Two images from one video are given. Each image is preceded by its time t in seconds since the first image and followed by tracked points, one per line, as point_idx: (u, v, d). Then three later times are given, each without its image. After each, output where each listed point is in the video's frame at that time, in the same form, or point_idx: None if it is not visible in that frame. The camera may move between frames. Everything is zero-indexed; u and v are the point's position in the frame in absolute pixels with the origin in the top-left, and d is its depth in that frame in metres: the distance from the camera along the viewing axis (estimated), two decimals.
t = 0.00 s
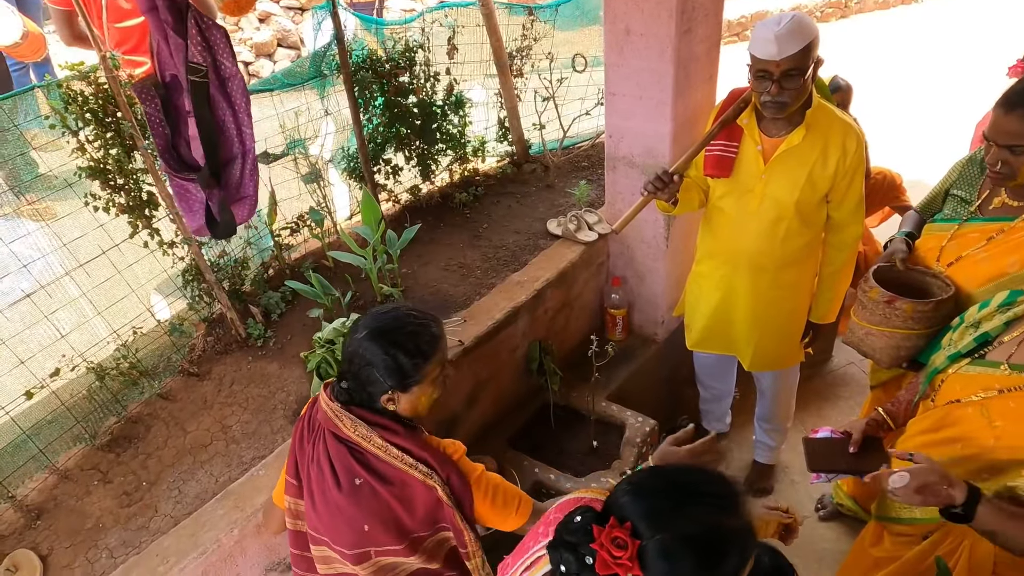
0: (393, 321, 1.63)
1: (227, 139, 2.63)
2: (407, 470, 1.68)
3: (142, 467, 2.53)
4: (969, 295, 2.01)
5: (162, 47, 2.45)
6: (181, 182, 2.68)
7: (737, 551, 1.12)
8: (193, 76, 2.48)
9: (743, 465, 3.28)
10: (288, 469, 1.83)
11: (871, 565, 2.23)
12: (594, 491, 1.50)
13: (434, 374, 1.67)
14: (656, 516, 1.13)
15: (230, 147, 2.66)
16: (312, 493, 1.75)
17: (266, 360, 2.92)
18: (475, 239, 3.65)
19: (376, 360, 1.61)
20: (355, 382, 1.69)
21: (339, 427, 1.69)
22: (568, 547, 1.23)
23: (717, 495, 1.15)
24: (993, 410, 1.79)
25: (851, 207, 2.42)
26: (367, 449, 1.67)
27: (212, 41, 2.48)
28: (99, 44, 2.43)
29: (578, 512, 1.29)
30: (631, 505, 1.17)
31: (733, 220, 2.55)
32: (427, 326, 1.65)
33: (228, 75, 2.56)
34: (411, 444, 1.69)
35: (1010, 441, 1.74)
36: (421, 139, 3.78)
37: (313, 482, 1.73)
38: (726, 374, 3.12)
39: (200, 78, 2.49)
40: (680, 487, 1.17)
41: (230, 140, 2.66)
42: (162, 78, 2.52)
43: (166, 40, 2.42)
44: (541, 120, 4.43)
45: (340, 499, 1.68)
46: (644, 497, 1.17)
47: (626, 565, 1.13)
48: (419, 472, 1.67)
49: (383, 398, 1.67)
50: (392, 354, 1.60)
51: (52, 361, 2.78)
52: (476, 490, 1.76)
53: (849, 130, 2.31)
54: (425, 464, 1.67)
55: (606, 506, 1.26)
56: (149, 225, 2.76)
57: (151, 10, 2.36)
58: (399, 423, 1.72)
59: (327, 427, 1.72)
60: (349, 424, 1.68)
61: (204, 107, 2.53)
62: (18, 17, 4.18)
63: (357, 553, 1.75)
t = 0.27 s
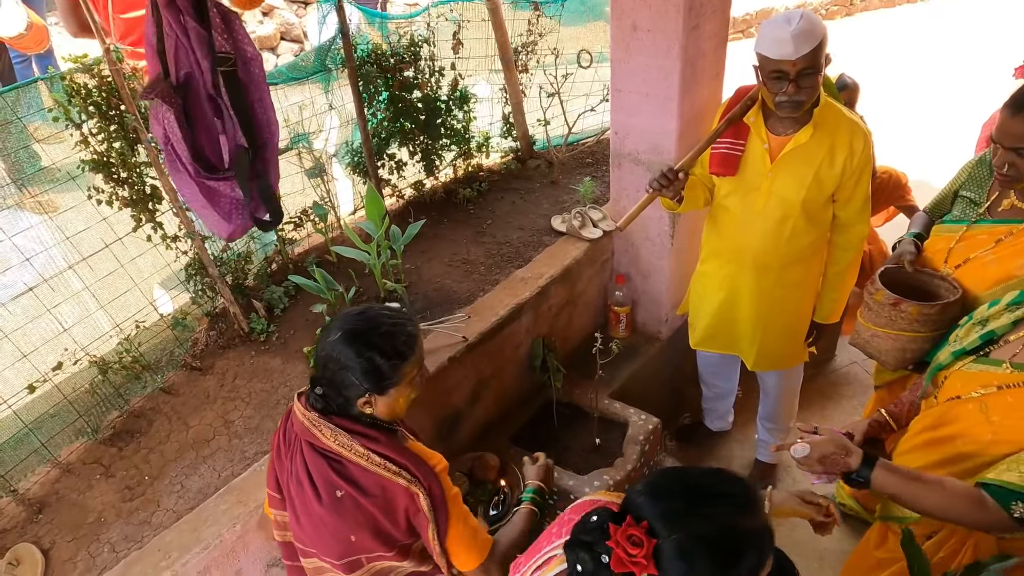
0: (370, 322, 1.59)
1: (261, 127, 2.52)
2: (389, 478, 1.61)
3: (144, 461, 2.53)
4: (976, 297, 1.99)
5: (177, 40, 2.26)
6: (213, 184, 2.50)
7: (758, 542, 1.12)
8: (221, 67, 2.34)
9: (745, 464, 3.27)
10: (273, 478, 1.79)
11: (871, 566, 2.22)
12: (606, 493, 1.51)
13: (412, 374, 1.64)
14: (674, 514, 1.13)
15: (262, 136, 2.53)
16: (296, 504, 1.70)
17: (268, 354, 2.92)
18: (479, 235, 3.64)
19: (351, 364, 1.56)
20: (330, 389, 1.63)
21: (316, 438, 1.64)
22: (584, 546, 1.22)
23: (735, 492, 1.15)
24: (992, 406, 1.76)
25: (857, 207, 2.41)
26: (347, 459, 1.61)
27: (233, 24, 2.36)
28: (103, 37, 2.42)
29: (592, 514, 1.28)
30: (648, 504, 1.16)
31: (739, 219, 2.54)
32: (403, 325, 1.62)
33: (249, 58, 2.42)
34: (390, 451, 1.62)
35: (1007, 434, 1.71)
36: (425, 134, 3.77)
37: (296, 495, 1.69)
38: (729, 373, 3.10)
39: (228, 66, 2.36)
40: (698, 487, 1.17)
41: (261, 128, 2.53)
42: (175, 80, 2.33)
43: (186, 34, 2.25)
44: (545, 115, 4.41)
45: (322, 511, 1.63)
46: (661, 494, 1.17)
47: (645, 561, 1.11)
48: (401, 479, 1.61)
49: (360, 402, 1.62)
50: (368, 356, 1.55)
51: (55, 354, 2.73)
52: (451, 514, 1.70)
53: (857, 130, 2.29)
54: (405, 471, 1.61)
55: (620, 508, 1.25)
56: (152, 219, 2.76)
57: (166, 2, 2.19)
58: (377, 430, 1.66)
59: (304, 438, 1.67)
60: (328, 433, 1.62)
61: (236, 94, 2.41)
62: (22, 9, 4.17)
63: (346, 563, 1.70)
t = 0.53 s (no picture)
0: (353, 324, 1.60)
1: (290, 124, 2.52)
2: (368, 485, 1.60)
3: (147, 458, 2.52)
4: (983, 300, 1.97)
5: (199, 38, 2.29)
6: (244, 186, 2.51)
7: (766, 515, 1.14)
8: (245, 61, 2.33)
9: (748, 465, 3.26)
10: (257, 483, 1.79)
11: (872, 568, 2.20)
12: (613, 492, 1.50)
13: (395, 377, 1.65)
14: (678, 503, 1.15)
15: (289, 129, 2.52)
16: (277, 510, 1.70)
17: (272, 351, 2.91)
18: (483, 233, 3.63)
19: (335, 366, 1.56)
20: (311, 393, 1.62)
21: (295, 444, 1.63)
22: (600, 548, 1.22)
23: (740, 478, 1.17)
24: (984, 409, 1.78)
25: (864, 208, 2.39)
26: (326, 465, 1.60)
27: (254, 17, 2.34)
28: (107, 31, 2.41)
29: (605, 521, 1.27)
30: (656, 501, 1.17)
31: (745, 219, 2.52)
32: (385, 327, 1.64)
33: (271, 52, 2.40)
34: (369, 459, 1.62)
35: (996, 436, 1.74)
36: (430, 131, 3.75)
37: (275, 502, 1.68)
38: (733, 373, 3.09)
39: (252, 60, 2.35)
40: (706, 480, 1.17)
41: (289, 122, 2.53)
42: (199, 82, 2.36)
43: (208, 28, 2.27)
44: (550, 113, 4.39)
45: (300, 518, 1.62)
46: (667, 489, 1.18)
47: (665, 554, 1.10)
48: (380, 485, 1.60)
49: (343, 404, 1.61)
50: (351, 358, 1.57)
51: (58, 351, 2.74)
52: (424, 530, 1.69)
53: (866, 131, 2.27)
54: (383, 479, 1.60)
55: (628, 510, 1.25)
56: (156, 215, 2.75)
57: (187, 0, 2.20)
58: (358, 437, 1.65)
59: (284, 444, 1.66)
60: (307, 439, 1.61)
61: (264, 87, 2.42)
62: (27, 2, 4.16)
63: (328, 569, 1.70)
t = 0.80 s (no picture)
0: (327, 331, 1.58)
1: (293, 125, 2.52)
2: (340, 497, 1.57)
3: (147, 454, 2.53)
4: (984, 300, 1.97)
5: (201, 35, 2.27)
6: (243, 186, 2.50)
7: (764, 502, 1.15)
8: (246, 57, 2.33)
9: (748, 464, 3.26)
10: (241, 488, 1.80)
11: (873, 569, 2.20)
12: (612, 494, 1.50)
13: (373, 383, 1.62)
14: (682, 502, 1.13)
15: (291, 129, 2.52)
16: (254, 518, 1.70)
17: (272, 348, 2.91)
18: (485, 230, 3.62)
19: (310, 375, 1.54)
20: (288, 401, 1.59)
21: (270, 453, 1.62)
22: (610, 560, 1.17)
23: (738, 472, 1.17)
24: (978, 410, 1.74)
25: (866, 209, 2.38)
26: (299, 476, 1.58)
27: (258, 14, 2.34)
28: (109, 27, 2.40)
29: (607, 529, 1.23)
30: (660, 505, 1.14)
31: (748, 219, 2.51)
32: (360, 333, 1.61)
33: (277, 49, 2.41)
34: (341, 470, 1.57)
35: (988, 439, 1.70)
36: (432, 128, 3.74)
37: (252, 510, 1.68)
38: (734, 372, 3.09)
39: (253, 57, 2.35)
40: (700, 477, 1.16)
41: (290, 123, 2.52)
42: (201, 79, 2.36)
43: (210, 26, 2.24)
44: (553, 110, 4.37)
45: (274, 528, 1.62)
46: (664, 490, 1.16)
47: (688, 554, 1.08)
48: (352, 497, 1.56)
49: (320, 412, 1.59)
50: (325, 365, 1.54)
51: (58, 346, 2.72)
52: (400, 544, 1.64)
53: (870, 132, 2.26)
54: (355, 490, 1.56)
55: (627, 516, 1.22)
56: (157, 211, 2.75)
57: None
58: (332, 447, 1.61)
59: (261, 452, 1.65)
60: (281, 449, 1.60)
61: (265, 86, 2.41)
62: None
63: None
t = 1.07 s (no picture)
0: (302, 338, 1.44)
1: (276, 126, 2.57)
2: (320, 510, 1.44)
3: (145, 452, 2.53)
4: (984, 301, 1.97)
5: (191, 32, 2.33)
6: (222, 182, 2.61)
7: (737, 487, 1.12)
8: (233, 58, 2.36)
9: (747, 463, 3.26)
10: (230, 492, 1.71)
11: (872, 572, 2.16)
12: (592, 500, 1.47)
13: (354, 390, 1.49)
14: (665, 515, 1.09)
15: (275, 131, 2.58)
16: (238, 526, 1.60)
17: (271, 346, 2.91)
18: (485, 228, 3.61)
19: (286, 385, 1.40)
20: (264, 412, 1.46)
21: (246, 462, 1.51)
22: None
23: (708, 465, 1.13)
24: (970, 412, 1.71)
25: (867, 210, 2.37)
26: (277, 487, 1.46)
27: (248, 16, 2.39)
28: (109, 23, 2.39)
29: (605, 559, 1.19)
30: (646, 522, 1.11)
31: (747, 218, 2.51)
32: (337, 338, 1.47)
33: (266, 52, 2.46)
34: (318, 482, 1.44)
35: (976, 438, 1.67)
36: (432, 126, 3.73)
37: (236, 519, 1.59)
38: (733, 372, 3.08)
39: (240, 58, 2.39)
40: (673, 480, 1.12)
41: (275, 125, 2.58)
42: (189, 75, 2.43)
43: (199, 25, 2.29)
44: (553, 108, 4.36)
45: (255, 539, 1.53)
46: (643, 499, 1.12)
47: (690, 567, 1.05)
48: (332, 511, 1.43)
49: (299, 423, 1.45)
50: (302, 375, 1.41)
51: (56, 343, 2.72)
52: (384, 558, 1.49)
53: (870, 132, 2.26)
54: (332, 503, 1.43)
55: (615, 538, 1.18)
56: (156, 208, 2.75)
57: None
58: (309, 457, 1.47)
59: (240, 461, 1.55)
60: (258, 459, 1.48)
61: (250, 87, 2.45)
62: None
63: None
